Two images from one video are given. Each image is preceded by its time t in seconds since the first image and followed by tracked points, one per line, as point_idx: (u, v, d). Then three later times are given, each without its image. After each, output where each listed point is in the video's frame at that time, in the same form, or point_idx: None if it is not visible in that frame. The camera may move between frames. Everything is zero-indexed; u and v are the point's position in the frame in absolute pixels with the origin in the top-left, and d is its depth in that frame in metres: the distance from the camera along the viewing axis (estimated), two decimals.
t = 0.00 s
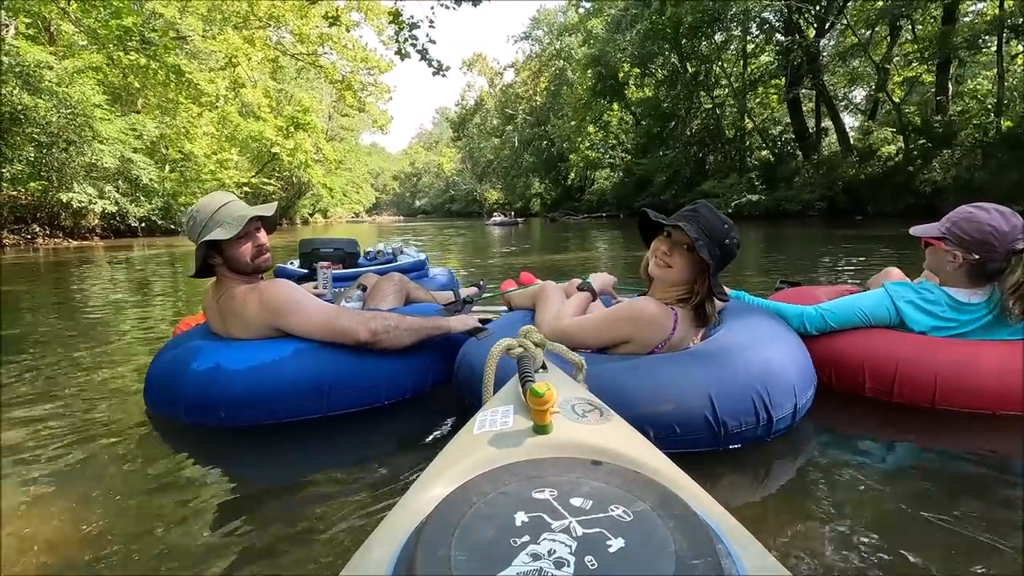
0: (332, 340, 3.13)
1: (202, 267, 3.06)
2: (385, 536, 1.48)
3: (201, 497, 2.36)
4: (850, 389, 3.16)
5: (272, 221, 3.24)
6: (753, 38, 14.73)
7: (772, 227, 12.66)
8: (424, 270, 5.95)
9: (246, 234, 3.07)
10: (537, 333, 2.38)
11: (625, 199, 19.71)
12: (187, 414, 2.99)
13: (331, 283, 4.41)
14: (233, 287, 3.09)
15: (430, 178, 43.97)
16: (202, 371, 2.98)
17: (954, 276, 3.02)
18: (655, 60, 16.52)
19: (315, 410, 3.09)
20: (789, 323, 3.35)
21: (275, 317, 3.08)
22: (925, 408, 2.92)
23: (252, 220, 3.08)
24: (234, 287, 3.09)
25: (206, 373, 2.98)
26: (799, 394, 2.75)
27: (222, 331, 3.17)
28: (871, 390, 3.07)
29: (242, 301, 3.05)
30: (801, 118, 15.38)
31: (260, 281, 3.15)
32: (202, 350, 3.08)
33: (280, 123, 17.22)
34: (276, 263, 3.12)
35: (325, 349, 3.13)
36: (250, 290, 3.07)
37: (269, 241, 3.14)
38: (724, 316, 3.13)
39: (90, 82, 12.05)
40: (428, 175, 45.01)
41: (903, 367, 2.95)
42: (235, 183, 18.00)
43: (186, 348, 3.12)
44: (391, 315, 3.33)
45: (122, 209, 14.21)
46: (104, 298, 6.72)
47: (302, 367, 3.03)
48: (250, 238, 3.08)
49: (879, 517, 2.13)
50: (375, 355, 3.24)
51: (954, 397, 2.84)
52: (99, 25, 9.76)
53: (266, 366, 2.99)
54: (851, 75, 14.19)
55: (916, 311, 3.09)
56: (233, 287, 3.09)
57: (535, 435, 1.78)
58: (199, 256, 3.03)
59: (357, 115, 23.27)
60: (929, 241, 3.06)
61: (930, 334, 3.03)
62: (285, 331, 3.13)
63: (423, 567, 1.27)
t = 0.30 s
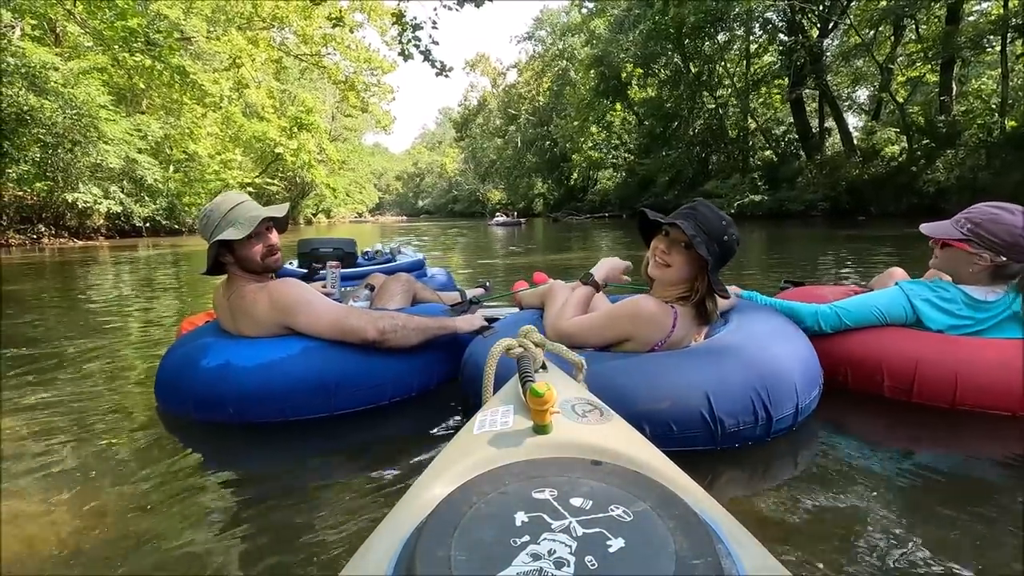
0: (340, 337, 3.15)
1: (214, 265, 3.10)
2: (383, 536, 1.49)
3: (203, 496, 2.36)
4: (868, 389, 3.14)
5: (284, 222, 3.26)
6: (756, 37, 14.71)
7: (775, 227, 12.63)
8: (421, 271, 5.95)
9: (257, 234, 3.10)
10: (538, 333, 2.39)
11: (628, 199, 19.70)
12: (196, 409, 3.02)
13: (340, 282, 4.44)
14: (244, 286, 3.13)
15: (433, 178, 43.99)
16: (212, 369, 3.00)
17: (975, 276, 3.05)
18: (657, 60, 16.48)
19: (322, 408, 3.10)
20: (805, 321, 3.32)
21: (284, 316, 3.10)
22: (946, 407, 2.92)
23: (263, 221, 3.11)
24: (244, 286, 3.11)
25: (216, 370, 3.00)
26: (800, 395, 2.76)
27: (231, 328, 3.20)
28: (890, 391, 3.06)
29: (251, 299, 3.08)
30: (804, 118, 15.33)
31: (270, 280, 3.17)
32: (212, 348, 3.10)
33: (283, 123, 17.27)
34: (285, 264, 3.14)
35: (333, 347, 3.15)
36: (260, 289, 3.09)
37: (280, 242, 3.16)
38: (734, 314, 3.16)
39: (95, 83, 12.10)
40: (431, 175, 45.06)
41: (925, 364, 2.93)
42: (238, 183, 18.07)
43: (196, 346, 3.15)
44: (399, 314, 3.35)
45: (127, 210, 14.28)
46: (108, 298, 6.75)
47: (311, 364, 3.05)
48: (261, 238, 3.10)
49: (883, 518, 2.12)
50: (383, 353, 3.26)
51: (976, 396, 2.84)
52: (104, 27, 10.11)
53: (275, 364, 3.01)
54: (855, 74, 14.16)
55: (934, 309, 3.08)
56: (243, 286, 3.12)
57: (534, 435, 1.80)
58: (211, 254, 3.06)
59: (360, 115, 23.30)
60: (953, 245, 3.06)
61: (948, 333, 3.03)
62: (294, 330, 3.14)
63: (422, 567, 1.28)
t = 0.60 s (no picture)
0: (348, 333, 3.18)
1: (221, 264, 3.15)
2: (384, 536, 1.51)
3: (206, 491, 2.37)
4: (893, 390, 3.10)
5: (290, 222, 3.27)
6: (759, 36, 14.68)
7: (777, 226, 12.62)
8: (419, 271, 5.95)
9: (261, 233, 3.12)
10: (538, 333, 2.41)
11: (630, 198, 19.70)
12: (207, 405, 3.04)
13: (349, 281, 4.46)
14: (250, 285, 3.16)
15: (435, 178, 44.00)
16: (223, 366, 3.03)
17: (995, 273, 2.99)
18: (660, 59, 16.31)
19: (329, 405, 3.12)
20: (824, 321, 3.33)
21: (292, 313, 3.13)
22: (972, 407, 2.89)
23: (267, 220, 3.13)
24: (252, 285, 3.15)
25: (226, 366, 3.02)
26: (795, 396, 2.74)
27: (241, 327, 3.23)
28: (915, 390, 3.02)
29: (259, 298, 3.12)
30: (806, 116, 15.30)
31: (276, 279, 3.20)
32: (223, 346, 3.13)
33: (286, 124, 17.32)
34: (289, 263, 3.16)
35: (341, 343, 3.17)
36: (267, 288, 3.12)
37: (285, 241, 3.18)
38: (744, 311, 3.18)
39: (98, 85, 12.12)
40: (433, 175, 45.11)
41: (950, 365, 2.91)
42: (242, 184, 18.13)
43: (207, 344, 3.18)
44: (408, 310, 3.37)
45: (131, 210, 14.35)
46: (113, 298, 6.79)
47: (320, 360, 3.07)
48: (266, 237, 3.13)
49: (885, 518, 2.11)
50: (390, 348, 3.28)
51: (1003, 395, 2.81)
52: (107, 30, 10.21)
53: (283, 362, 3.03)
54: (857, 72, 14.13)
55: (954, 306, 3.08)
56: (251, 285, 3.15)
57: (534, 435, 1.81)
58: (217, 254, 3.11)
59: (362, 116, 23.33)
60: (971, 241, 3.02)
61: (970, 330, 3.01)
62: (302, 327, 3.17)
63: (422, 567, 1.29)
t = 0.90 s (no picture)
0: (356, 330, 3.20)
1: (228, 268, 3.18)
2: (384, 536, 1.52)
3: (209, 492, 2.38)
4: (923, 393, 3.02)
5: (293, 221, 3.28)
6: (759, 35, 14.69)
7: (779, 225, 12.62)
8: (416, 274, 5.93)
9: (264, 234, 3.13)
10: (538, 333, 2.42)
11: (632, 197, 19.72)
12: (220, 402, 3.08)
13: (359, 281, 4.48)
14: (258, 287, 3.19)
15: (437, 178, 44.04)
16: (235, 365, 3.06)
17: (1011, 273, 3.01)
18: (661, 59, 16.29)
19: (338, 404, 3.14)
20: (845, 322, 3.25)
21: (299, 313, 3.15)
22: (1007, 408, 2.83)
23: (270, 221, 3.14)
24: (261, 286, 3.18)
25: (237, 365, 3.06)
26: (793, 394, 2.73)
27: (252, 327, 3.26)
28: (947, 393, 2.94)
29: (267, 299, 3.14)
30: (807, 115, 15.28)
31: (282, 279, 3.22)
32: (236, 345, 3.17)
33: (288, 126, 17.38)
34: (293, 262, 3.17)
35: (351, 341, 3.18)
36: (275, 289, 3.15)
37: (288, 240, 3.20)
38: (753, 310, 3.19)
39: (101, 88, 12.17)
40: (435, 175, 45.15)
41: (984, 366, 2.83)
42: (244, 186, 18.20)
43: (220, 343, 3.22)
44: (416, 307, 3.38)
45: (134, 213, 14.42)
46: (117, 300, 6.83)
47: (328, 359, 3.09)
48: (270, 238, 3.14)
49: (883, 517, 2.12)
50: (399, 347, 3.29)
51: None
52: (110, 33, 10.30)
53: (292, 360, 3.05)
54: (858, 70, 14.11)
55: (975, 305, 3.02)
56: (259, 287, 3.18)
57: (534, 435, 1.82)
58: (224, 257, 3.14)
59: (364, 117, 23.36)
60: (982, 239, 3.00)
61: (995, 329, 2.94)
62: (309, 326, 3.19)
63: (423, 567, 1.30)
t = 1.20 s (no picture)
0: (361, 328, 3.21)
1: (236, 267, 3.20)
2: (384, 536, 1.53)
3: (213, 490, 2.39)
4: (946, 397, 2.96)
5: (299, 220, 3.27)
6: (760, 36, 14.69)
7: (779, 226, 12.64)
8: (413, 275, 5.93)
9: (270, 234, 3.14)
10: (538, 332, 2.43)
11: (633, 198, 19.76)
12: (227, 400, 3.11)
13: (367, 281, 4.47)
14: (266, 286, 3.21)
15: (439, 179, 44.11)
16: (243, 364, 3.09)
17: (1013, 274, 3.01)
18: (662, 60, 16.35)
19: (343, 402, 3.15)
20: (861, 324, 3.22)
21: (305, 312, 3.16)
22: None
23: (275, 221, 3.14)
24: (268, 286, 3.19)
25: (245, 364, 3.09)
26: (799, 389, 2.73)
27: (260, 327, 3.28)
28: (971, 396, 2.86)
29: (274, 298, 3.17)
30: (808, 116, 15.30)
31: (288, 278, 3.23)
32: (244, 344, 3.20)
33: (290, 127, 17.41)
34: (299, 262, 3.17)
35: (356, 340, 3.20)
36: (282, 288, 3.16)
37: (294, 240, 3.19)
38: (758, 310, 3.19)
39: (104, 89, 12.18)
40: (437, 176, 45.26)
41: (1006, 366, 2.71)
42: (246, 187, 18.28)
43: (228, 342, 3.25)
44: (420, 307, 3.39)
45: (137, 214, 14.48)
46: (120, 300, 6.88)
47: (333, 356, 3.10)
48: (275, 239, 3.14)
49: (880, 514, 2.14)
50: (404, 345, 3.30)
51: None
52: (113, 35, 10.32)
53: (299, 358, 3.07)
54: (859, 71, 14.10)
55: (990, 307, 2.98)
56: (267, 287, 3.20)
57: (535, 435, 1.82)
58: (231, 257, 3.15)
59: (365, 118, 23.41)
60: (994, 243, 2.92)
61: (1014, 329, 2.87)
62: (315, 325, 3.20)
63: (423, 567, 1.32)
